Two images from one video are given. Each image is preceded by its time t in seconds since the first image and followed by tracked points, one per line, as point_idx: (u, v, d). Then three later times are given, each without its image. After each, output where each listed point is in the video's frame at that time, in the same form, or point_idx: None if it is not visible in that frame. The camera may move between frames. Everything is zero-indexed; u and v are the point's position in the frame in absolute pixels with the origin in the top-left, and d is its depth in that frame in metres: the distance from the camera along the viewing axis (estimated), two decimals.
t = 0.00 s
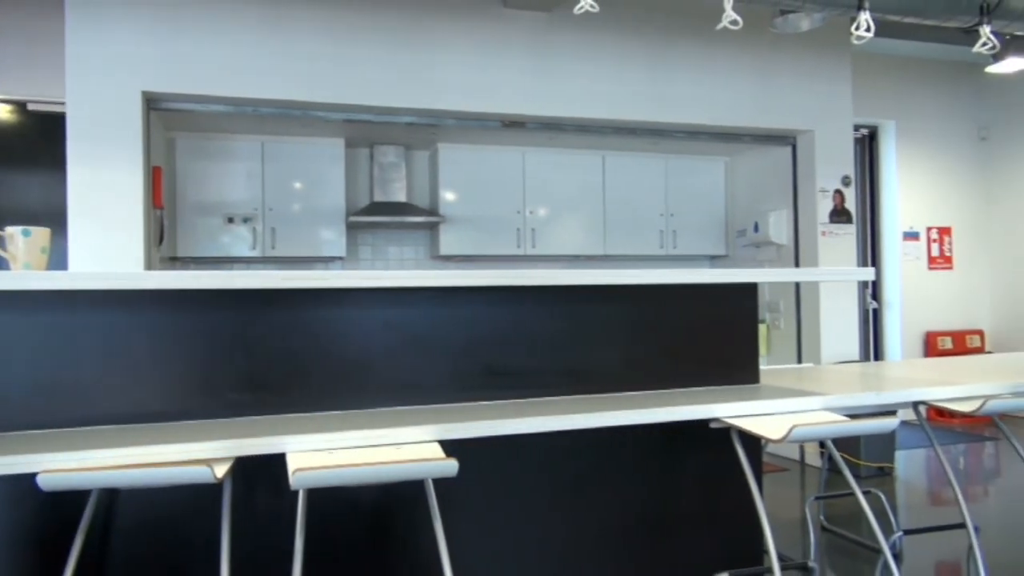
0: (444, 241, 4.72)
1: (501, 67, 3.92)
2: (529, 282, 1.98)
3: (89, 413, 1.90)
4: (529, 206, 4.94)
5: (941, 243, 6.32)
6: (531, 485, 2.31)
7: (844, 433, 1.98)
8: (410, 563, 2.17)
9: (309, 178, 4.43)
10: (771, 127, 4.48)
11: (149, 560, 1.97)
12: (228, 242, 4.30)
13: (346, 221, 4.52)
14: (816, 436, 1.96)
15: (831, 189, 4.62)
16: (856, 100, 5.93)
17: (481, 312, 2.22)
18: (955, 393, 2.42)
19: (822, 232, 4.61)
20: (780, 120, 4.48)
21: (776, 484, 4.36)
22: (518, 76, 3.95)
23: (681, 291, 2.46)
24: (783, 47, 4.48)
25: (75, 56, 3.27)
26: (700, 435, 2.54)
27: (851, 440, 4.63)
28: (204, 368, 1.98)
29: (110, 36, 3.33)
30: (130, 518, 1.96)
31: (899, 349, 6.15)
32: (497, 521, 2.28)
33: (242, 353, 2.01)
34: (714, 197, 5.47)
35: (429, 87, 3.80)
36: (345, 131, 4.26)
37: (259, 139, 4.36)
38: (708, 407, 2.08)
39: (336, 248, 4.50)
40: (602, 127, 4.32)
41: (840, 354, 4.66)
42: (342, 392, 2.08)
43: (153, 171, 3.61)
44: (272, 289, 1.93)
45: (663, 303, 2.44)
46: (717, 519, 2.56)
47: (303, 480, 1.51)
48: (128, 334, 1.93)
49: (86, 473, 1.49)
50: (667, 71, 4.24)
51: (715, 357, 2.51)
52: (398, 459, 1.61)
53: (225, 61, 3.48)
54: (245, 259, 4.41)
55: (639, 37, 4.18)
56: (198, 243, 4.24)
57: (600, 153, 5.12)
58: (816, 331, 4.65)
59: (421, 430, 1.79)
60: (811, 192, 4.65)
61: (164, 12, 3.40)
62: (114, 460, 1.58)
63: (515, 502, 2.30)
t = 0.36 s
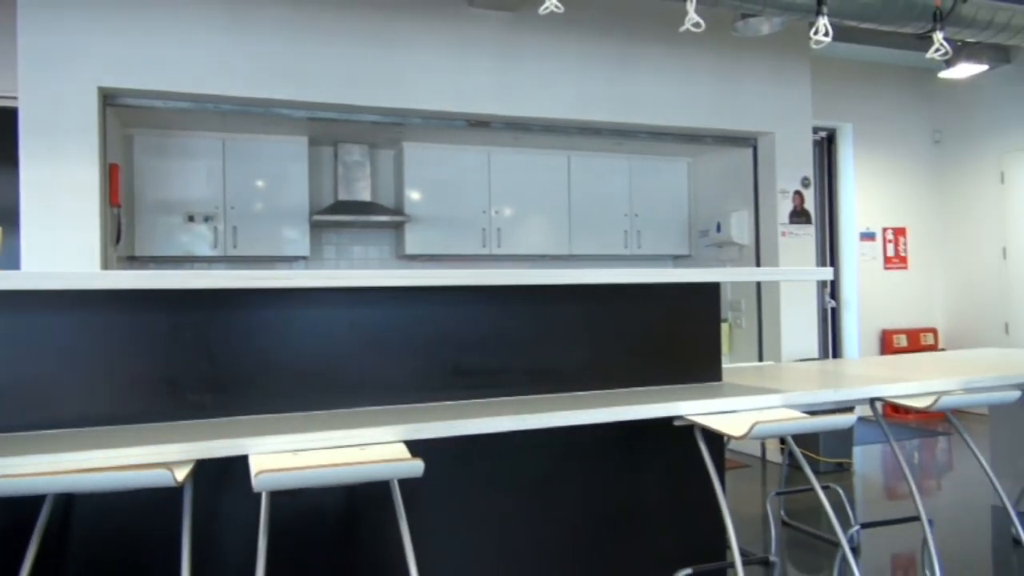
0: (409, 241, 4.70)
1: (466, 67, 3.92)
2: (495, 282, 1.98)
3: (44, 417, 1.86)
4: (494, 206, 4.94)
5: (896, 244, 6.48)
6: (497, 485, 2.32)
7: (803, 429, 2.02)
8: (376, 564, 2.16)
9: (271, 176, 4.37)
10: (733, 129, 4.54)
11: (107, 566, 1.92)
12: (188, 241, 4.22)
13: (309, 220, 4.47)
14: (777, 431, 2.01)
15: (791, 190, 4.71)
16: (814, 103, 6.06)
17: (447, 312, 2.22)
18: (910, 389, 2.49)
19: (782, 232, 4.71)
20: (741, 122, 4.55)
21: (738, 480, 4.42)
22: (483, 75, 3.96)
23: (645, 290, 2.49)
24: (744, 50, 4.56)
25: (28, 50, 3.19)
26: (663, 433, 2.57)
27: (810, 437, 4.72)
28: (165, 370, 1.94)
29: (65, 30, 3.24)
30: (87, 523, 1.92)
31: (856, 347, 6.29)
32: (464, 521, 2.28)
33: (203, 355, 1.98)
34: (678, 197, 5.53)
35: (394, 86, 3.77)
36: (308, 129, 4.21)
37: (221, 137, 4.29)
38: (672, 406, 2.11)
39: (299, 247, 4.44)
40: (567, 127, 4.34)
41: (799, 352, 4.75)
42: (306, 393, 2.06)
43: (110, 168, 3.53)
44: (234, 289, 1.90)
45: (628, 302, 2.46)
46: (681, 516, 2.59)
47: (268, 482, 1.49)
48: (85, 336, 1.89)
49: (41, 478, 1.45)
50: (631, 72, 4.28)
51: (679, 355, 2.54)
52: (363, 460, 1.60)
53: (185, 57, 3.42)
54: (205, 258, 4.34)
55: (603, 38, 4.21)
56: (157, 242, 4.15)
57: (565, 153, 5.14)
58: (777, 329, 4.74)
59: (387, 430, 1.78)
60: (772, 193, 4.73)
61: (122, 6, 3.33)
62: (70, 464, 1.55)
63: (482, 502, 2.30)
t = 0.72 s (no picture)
0: (376, 240, 4.67)
1: (433, 65, 3.91)
2: (463, 282, 1.98)
3: None
4: (462, 205, 4.93)
5: (856, 244, 6.62)
6: (465, 485, 2.31)
7: (767, 426, 2.05)
8: (343, 565, 2.14)
9: (235, 174, 4.30)
10: (698, 130, 4.60)
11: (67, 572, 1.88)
12: (149, 240, 4.14)
13: (274, 219, 4.41)
14: (741, 429, 2.03)
15: (754, 191, 4.78)
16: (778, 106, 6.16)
17: (414, 312, 2.21)
18: (870, 386, 2.54)
19: (746, 232, 4.77)
20: (706, 123, 4.61)
21: (704, 477, 4.47)
22: (451, 75, 3.95)
23: (613, 290, 2.51)
24: (709, 53, 4.61)
25: None
26: (630, 431, 2.59)
27: (774, 434, 4.80)
28: (126, 371, 1.90)
29: (20, 23, 3.16)
30: (46, 529, 1.87)
31: (818, 345, 6.41)
32: (432, 522, 2.27)
33: (166, 356, 1.94)
34: (644, 197, 5.58)
35: (361, 84, 3.74)
36: (273, 127, 4.15)
37: (183, 134, 4.21)
38: (639, 404, 2.13)
39: (264, 246, 4.38)
40: (535, 127, 4.35)
41: (763, 350, 4.82)
42: (272, 394, 2.03)
43: (68, 165, 3.44)
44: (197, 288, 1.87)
45: (595, 302, 2.47)
46: (648, 512, 2.62)
47: (231, 484, 1.47)
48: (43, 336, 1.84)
49: None
50: (598, 74, 4.31)
51: (646, 354, 2.56)
52: (330, 461, 1.59)
53: (146, 53, 3.35)
54: (166, 258, 4.25)
55: (570, 39, 4.23)
56: (117, 241, 4.06)
57: (533, 153, 5.15)
58: (741, 328, 4.81)
59: (354, 431, 1.76)
60: (736, 193, 4.80)
61: None
62: (27, 469, 1.50)
63: (450, 503, 2.29)
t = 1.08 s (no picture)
0: (341, 239, 4.63)
1: (399, 64, 3.89)
2: (429, 281, 1.97)
3: None
4: (427, 205, 4.91)
5: (816, 244, 6.75)
6: (431, 485, 2.31)
7: (729, 424, 2.08)
8: (308, 569, 2.12)
9: (196, 172, 4.23)
10: (663, 131, 4.64)
11: None
12: (106, 239, 4.04)
13: (237, 218, 4.34)
14: (704, 426, 2.06)
15: (717, 192, 4.85)
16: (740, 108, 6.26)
17: (380, 312, 2.20)
18: (829, 383, 2.59)
19: (710, 232, 4.83)
20: (670, 124, 4.66)
21: (668, 474, 4.52)
22: (417, 74, 3.93)
23: (578, 290, 2.52)
24: (673, 54, 4.67)
25: None
26: (596, 430, 2.61)
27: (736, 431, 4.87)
28: (83, 374, 1.86)
29: None
30: None
31: (779, 343, 6.52)
32: (398, 523, 2.26)
33: (123, 358, 1.90)
34: (610, 197, 5.62)
35: (325, 82, 3.71)
36: (235, 124, 4.09)
37: (142, 131, 4.13)
38: (604, 403, 2.14)
39: (225, 246, 4.31)
40: (501, 127, 4.35)
41: (726, 348, 4.89)
42: (234, 396, 2.00)
43: (21, 162, 3.35)
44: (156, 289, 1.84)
45: (561, 302, 2.48)
46: (613, 511, 2.64)
47: (191, 488, 1.44)
48: None
49: None
50: (564, 74, 4.33)
51: (611, 353, 2.58)
52: (293, 463, 1.57)
53: (103, 48, 3.28)
54: (125, 258, 4.16)
55: (536, 39, 4.24)
56: (72, 240, 3.96)
57: (498, 153, 5.16)
58: (704, 327, 4.87)
59: (318, 433, 1.74)
60: (699, 194, 4.86)
61: None
62: None
63: (416, 503, 2.28)
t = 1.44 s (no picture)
0: (300, 238, 4.57)
1: (358, 62, 3.85)
2: (390, 281, 1.96)
3: None
4: (388, 204, 4.88)
5: (771, 244, 6.88)
6: (393, 486, 2.30)
7: (687, 422, 2.11)
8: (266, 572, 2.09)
9: (149, 169, 4.13)
10: (622, 131, 4.69)
11: None
12: (54, 238, 3.92)
13: (192, 216, 4.25)
14: (663, 424, 2.09)
15: (676, 192, 4.91)
16: (698, 109, 6.36)
17: (339, 312, 2.18)
18: (784, 381, 2.65)
19: (668, 232, 4.89)
20: (630, 125, 4.70)
21: (628, 472, 4.57)
22: (377, 72, 3.90)
23: (540, 289, 2.53)
24: (632, 56, 4.71)
25: None
26: (557, 429, 2.62)
27: (694, 428, 4.94)
28: (31, 377, 1.80)
29: None
30: None
31: (736, 342, 6.63)
32: (359, 524, 2.24)
33: (74, 359, 1.85)
34: (570, 197, 5.65)
35: (283, 79, 3.65)
36: (190, 120, 4.01)
37: (92, 126, 4.02)
38: (565, 402, 2.16)
39: (180, 245, 4.23)
40: (461, 126, 4.35)
41: (684, 347, 4.96)
42: (189, 398, 1.97)
43: None
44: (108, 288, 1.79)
45: (522, 302, 2.49)
46: (574, 508, 2.66)
47: (145, 493, 1.41)
48: None
49: None
50: (525, 74, 4.34)
51: (573, 352, 2.60)
52: (251, 465, 1.55)
53: (52, 41, 3.18)
54: (75, 257, 4.04)
55: (496, 38, 4.25)
56: (18, 239, 3.83)
57: (459, 152, 5.14)
58: (663, 326, 4.93)
59: (277, 435, 1.72)
60: (658, 194, 4.92)
61: None
62: None
63: (378, 505, 2.27)
